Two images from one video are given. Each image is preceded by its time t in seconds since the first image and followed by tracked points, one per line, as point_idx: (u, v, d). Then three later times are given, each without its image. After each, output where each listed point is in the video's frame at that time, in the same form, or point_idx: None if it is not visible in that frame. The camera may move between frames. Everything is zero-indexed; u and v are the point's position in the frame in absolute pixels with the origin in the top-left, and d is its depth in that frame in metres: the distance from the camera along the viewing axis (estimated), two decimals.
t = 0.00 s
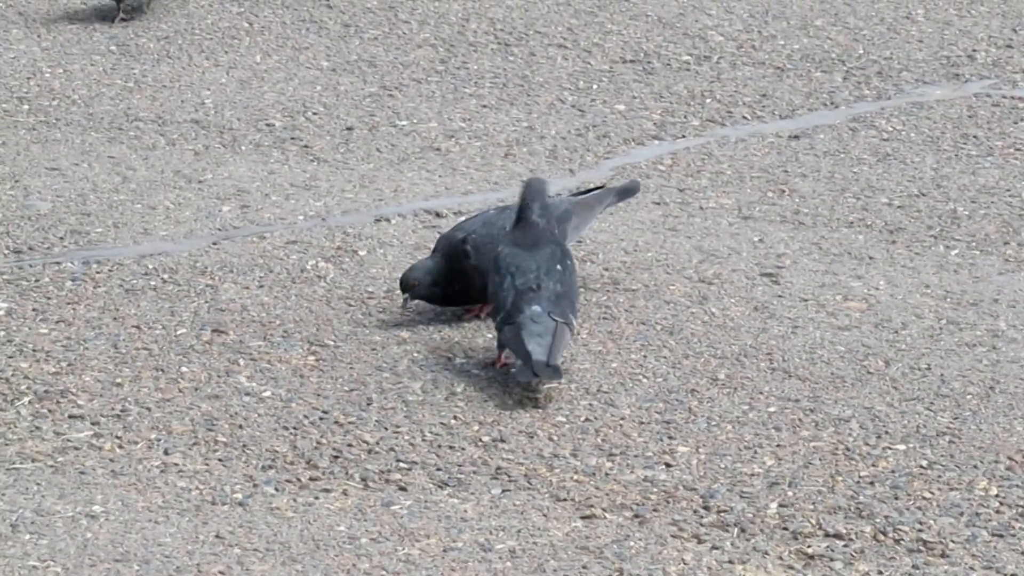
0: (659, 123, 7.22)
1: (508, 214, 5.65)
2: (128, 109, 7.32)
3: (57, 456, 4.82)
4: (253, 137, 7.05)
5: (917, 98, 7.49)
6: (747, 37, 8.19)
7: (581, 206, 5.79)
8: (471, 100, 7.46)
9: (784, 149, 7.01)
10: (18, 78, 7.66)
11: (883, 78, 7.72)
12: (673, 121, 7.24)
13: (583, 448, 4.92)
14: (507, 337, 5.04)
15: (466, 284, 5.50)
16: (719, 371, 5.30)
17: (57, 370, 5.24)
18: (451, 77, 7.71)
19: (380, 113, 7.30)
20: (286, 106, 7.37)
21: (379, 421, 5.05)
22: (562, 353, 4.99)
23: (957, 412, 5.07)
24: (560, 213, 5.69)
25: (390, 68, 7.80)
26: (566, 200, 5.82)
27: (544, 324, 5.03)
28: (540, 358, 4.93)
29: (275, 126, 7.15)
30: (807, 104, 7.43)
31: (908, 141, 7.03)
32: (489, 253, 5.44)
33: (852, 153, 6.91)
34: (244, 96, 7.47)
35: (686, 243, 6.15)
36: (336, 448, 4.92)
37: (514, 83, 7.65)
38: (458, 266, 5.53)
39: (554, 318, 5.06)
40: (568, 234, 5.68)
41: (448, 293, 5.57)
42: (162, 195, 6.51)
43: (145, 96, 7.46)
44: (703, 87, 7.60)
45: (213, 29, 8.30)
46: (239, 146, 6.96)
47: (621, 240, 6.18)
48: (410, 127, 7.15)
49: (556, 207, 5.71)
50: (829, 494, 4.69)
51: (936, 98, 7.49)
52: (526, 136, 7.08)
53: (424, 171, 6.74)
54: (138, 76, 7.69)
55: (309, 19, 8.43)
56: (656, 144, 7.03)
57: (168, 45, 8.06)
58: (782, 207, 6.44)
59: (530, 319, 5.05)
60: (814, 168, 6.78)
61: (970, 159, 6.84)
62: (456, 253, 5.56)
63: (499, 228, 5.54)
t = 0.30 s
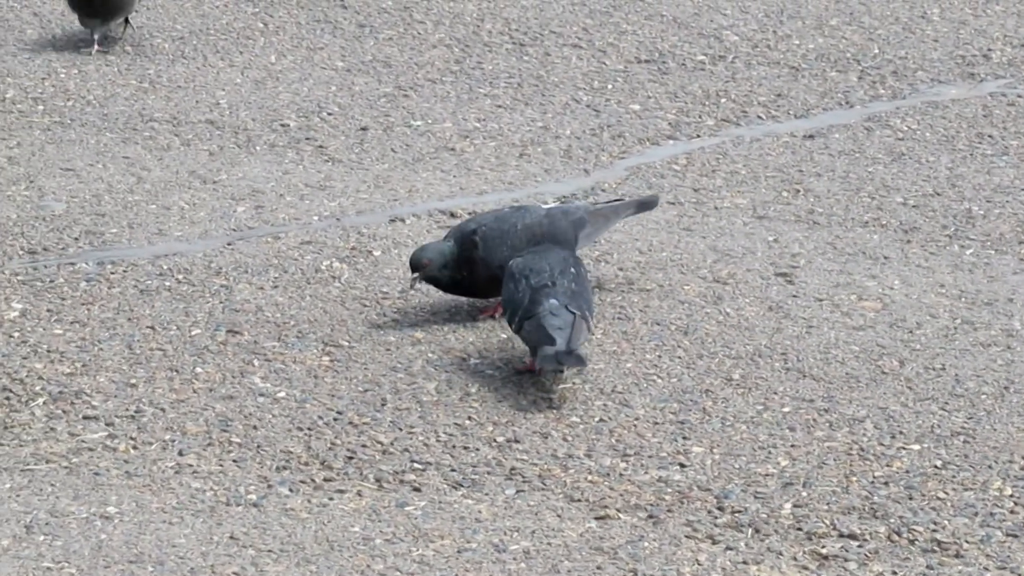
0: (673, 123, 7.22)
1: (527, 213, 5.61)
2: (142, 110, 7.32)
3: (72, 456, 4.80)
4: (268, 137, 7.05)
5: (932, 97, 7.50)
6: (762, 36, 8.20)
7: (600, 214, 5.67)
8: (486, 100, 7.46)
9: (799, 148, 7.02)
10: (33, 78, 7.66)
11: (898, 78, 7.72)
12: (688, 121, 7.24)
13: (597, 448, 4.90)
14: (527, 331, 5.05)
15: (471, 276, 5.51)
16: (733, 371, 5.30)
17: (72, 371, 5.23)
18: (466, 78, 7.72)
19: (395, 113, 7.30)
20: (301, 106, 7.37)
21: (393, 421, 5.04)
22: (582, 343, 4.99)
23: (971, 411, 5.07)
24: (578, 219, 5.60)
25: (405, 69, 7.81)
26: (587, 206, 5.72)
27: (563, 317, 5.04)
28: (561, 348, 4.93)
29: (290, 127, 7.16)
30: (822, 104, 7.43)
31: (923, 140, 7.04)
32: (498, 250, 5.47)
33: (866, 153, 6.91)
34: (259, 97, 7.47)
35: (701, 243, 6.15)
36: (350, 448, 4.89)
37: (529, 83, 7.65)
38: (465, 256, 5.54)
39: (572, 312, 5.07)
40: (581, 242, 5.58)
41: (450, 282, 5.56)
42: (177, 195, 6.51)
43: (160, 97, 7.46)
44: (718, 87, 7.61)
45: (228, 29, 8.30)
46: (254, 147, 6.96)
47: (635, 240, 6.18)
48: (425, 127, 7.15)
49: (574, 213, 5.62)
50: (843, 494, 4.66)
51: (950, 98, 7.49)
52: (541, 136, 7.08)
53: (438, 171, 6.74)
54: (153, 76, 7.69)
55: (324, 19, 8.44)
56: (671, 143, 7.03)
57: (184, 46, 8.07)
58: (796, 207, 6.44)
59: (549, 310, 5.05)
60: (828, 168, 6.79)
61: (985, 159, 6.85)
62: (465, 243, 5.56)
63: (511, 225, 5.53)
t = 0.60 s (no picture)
0: (683, 125, 7.22)
1: (533, 219, 5.59)
2: (151, 112, 7.31)
3: (82, 459, 4.78)
4: (278, 140, 7.05)
5: (941, 99, 7.50)
6: (772, 38, 8.20)
7: (596, 216, 5.82)
8: (495, 102, 7.46)
9: (808, 150, 7.02)
10: (42, 81, 7.65)
11: (908, 79, 7.72)
12: (698, 122, 7.24)
13: (608, 451, 4.89)
14: (527, 316, 5.09)
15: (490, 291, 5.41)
16: (744, 373, 5.29)
17: (82, 374, 5.22)
18: (476, 80, 7.71)
19: (405, 115, 7.30)
20: (310, 109, 7.36)
21: (403, 424, 5.02)
22: (587, 324, 5.03)
23: (983, 414, 5.06)
24: (579, 223, 5.70)
25: (415, 70, 7.80)
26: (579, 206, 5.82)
27: (563, 298, 5.07)
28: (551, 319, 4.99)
29: (299, 129, 7.15)
30: (831, 105, 7.43)
31: (933, 142, 7.04)
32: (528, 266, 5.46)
33: (876, 155, 6.91)
34: (269, 99, 7.46)
35: (711, 245, 6.15)
36: (360, 451, 4.88)
37: (539, 84, 7.65)
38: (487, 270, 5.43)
39: (573, 296, 5.10)
40: (583, 247, 5.72)
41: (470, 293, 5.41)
42: (187, 198, 6.51)
43: (170, 99, 7.46)
44: (727, 89, 7.61)
45: (237, 31, 8.30)
46: (263, 149, 6.96)
47: (645, 242, 6.18)
48: (435, 130, 7.15)
49: (576, 217, 5.70)
50: (854, 497, 4.65)
51: (960, 99, 7.49)
52: (551, 138, 7.08)
53: (448, 174, 6.74)
54: (163, 78, 7.69)
55: (334, 21, 8.43)
56: (680, 145, 7.03)
57: (193, 48, 8.06)
58: (807, 208, 6.44)
59: (549, 293, 5.09)
60: (837, 169, 6.79)
61: (995, 160, 6.85)
62: (488, 256, 5.44)
63: (532, 237, 5.51)
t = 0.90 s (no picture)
0: (690, 127, 7.23)
1: (544, 226, 5.63)
2: (159, 115, 7.33)
3: (91, 462, 4.79)
4: (285, 143, 7.06)
5: (948, 101, 7.51)
6: (779, 40, 8.21)
7: (600, 217, 5.87)
8: (503, 105, 7.47)
9: (816, 152, 7.02)
10: (50, 84, 7.67)
11: (915, 81, 7.72)
12: (705, 124, 7.24)
13: (616, 452, 4.90)
14: (542, 319, 5.06)
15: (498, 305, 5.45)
16: (752, 375, 5.30)
17: (90, 377, 5.23)
18: (483, 82, 7.72)
19: (412, 118, 7.31)
20: (317, 111, 7.37)
21: (411, 426, 5.03)
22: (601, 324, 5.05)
23: (991, 415, 5.06)
24: (585, 226, 5.75)
25: (422, 73, 7.81)
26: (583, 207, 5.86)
27: (577, 299, 5.10)
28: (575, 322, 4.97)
29: (307, 132, 7.16)
30: (839, 107, 7.44)
31: (940, 144, 7.05)
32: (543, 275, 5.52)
33: (883, 157, 6.92)
34: (276, 102, 7.47)
35: (718, 246, 6.16)
36: (368, 453, 4.88)
37: (546, 87, 7.66)
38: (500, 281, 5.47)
39: (586, 297, 5.13)
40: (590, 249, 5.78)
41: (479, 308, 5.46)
42: (195, 201, 6.52)
43: (178, 102, 7.47)
44: (734, 91, 7.61)
45: (245, 34, 8.31)
46: (271, 152, 6.97)
47: (653, 244, 6.19)
48: (442, 132, 7.16)
49: (583, 220, 5.75)
50: (862, 498, 4.65)
51: (967, 101, 7.50)
52: (558, 140, 7.09)
53: (456, 176, 6.75)
54: (171, 81, 7.70)
55: (341, 24, 8.44)
56: (688, 147, 7.04)
57: (201, 51, 8.08)
58: (814, 210, 6.45)
59: (562, 294, 5.11)
60: (845, 171, 6.80)
61: (1002, 161, 6.85)
62: (503, 266, 5.48)
63: (546, 246, 5.55)
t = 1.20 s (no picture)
0: (699, 128, 7.22)
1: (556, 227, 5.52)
2: (168, 118, 7.33)
3: (100, 465, 4.78)
4: (294, 145, 7.06)
5: (958, 102, 7.50)
6: (788, 41, 8.20)
7: (614, 232, 5.73)
8: (512, 106, 7.46)
9: (825, 153, 7.01)
10: (59, 86, 7.67)
11: (924, 82, 7.72)
12: (714, 126, 7.24)
13: (626, 454, 4.89)
14: (554, 320, 5.03)
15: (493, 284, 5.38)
16: (762, 376, 5.29)
17: (99, 380, 5.23)
18: (492, 83, 7.72)
19: (421, 120, 7.31)
20: (326, 113, 7.37)
21: (421, 428, 5.02)
22: (613, 319, 5.06)
23: (1002, 416, 5.05)
24: (597, 237, 5.62)
25: (431, 74, 7.81)
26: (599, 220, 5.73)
27: (587, 296, 5.08)
28: (589, 321, 4.96)
29: (316, 134, 7.16)
30: (848, 108, 7.43)
31: (950, 145, 7.04)
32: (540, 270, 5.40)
33: (893, 158, 6.91)
34: (285, 104, 7.47)
35: (728, 248, 6.15)
36: (378, 455, 4.87)
37: (555, 88, 7.65)
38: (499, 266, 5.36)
39: (597, 295, 5.10)
40: (598, 260, 5.63)
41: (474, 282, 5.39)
42: (204, 203, 6.52)
43: (187, 104, 7.47)
44: (744, 93, 7.60)
45: (253, 36, 8.31)
46: (280, 154, 6.97)
47: (662, 246, 6.18)
48: (451, 134, 7.16)
49: (595, 231, 5.63)
50: (872, 500, 4.64)
51: (977, 101, 7.49)
52: (567, 142, 7.08)
53: (465, 178, 6.75)
54: (179, 84, 7.70)
55: (349, 25, 8.44)
56: (697, 148, 7.03)
57: (210, 53, 8.08)
58: (824, 211, 6.44)
59: (572, 293, 5.07)
60: (854, 172, 6.79)
61: (1012, 162, 6.84)
62: (505, 251, 5.38)
63: (552, 243, 5.44)
